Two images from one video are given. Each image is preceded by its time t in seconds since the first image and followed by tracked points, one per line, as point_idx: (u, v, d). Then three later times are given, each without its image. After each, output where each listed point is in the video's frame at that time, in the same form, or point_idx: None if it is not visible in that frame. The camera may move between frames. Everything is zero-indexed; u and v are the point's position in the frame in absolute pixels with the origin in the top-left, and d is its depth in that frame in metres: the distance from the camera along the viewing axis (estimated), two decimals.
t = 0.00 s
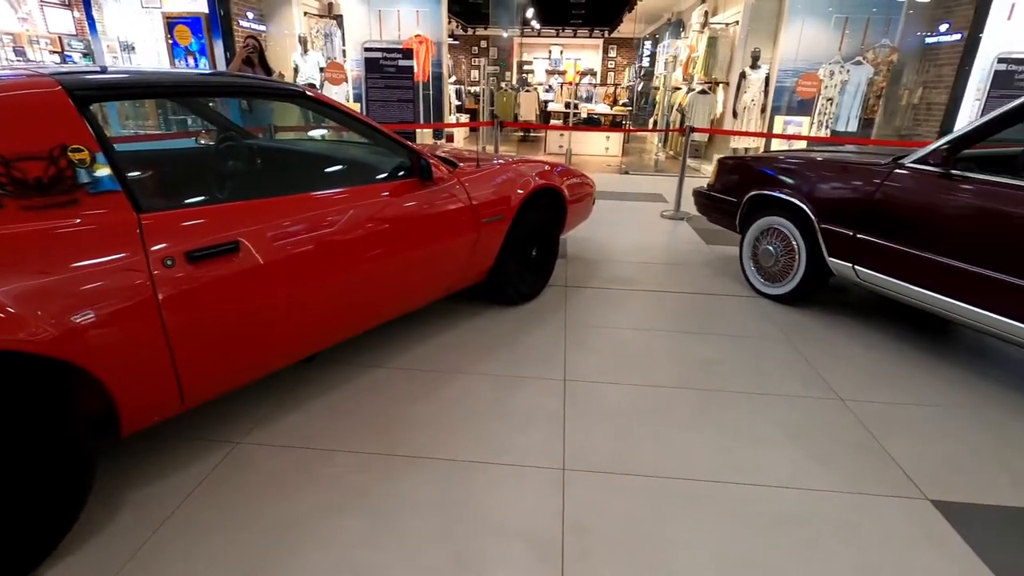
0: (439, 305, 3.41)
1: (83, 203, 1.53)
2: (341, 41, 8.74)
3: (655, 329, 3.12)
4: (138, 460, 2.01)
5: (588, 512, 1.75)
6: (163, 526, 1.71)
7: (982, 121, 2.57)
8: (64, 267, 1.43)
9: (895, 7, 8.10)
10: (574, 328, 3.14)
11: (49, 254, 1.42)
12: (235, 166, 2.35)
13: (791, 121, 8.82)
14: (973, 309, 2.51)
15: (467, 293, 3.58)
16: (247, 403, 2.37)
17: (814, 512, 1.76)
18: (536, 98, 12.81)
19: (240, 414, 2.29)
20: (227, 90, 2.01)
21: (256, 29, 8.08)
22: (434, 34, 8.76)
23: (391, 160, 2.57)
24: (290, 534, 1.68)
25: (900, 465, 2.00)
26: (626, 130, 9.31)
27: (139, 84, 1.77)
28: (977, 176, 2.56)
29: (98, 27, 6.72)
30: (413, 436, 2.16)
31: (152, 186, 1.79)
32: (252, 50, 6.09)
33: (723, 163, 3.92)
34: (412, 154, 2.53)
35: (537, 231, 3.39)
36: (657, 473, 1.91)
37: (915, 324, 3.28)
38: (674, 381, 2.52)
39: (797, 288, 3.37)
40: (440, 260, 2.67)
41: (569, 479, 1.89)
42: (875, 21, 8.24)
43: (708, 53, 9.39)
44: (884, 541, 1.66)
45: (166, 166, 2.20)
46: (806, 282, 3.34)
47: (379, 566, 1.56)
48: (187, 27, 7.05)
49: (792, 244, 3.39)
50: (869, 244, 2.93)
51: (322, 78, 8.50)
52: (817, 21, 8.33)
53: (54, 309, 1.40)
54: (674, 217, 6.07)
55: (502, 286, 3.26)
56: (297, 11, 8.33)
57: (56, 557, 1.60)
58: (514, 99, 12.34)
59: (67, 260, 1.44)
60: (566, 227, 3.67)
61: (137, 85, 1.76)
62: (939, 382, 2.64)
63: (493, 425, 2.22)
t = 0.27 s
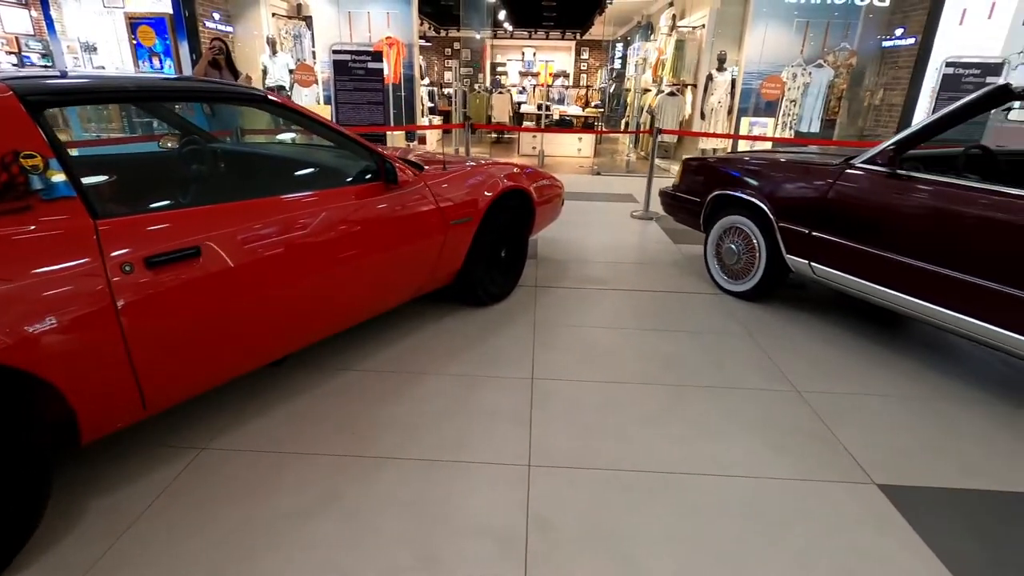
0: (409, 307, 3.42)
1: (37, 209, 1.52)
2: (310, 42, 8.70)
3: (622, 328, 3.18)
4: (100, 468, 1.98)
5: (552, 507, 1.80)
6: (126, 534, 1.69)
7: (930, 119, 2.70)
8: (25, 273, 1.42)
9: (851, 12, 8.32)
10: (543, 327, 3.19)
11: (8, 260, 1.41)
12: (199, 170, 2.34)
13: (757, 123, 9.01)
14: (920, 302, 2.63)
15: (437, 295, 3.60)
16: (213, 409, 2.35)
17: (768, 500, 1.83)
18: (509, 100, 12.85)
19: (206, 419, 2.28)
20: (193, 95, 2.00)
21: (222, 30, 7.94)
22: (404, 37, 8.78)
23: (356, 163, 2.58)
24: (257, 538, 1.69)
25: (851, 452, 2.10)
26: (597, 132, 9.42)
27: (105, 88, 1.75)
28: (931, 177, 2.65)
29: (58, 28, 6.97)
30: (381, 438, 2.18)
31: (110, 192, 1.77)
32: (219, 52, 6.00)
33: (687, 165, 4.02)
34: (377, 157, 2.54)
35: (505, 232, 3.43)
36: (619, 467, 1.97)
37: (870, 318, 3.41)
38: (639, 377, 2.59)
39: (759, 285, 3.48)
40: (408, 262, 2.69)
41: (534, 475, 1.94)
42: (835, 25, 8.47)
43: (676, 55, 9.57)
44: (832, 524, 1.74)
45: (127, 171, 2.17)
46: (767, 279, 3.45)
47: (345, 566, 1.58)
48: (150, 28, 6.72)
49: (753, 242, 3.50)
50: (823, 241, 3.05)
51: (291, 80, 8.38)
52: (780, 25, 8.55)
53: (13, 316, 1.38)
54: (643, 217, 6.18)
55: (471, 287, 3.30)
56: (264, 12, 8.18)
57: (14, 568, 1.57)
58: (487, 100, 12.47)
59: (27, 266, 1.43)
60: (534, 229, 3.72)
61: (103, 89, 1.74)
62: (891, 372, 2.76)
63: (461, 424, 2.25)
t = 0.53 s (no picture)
0: (372, 309, 3.43)
1: None
2: (271, 43, 8.43)
3: (582, 325, 3.26)
4: (50, 479, 1.94)
5: (509, 500, 1.85)
6: (78, 544, 1.67)
7: (871, 118, 2.84)
8: None
9: (803, 18, 8.71)
10: (505, 327, 3.24)
11: None
12: (151, 175, 2.30)
13: (716, 124, 9.25)
14: (859, 294, 2.77)
15: (399, 296, 3.62)
16: (169, 416, 2.33)
17: (715, 485, 1.93)
18: (474, 102, 12.86)
19: (162, 426, 2.25)
20: (144, 100, 1.97)
21: (178, 31, 7.76)
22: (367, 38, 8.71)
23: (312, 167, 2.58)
24: (214, 542, 1.69)
25: (794, 437, 2.21)
26: (561, 133, 9.54)
27: (52, 93, 1.71)
28: (879, 178, 2.74)
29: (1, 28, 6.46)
30: (342, 439, 2.19)
31: (57, 198, 1.74)
32: (179, 54, 5.90)
33: (645, 165, 4.12)
34: (333, 160, 2.55)
35: (466, 233, 3.47)
36: (575, 460, 2.03)
37: (817, 310, 3.58)
38: (597, 373, 2.66)
39: (712, 281, 3.60)
40: (368, 264, 2.70)
41: (493, 471, 1.99)
42: (788, 29, 8.81)
43: (637, 58, 9.76)
44: (774, 505, 1.84)
45: (75, 176, 2.12)
46: (720, 275, 3.58)
47: (304, 566, 1.60)
48: (101, 28, 6.67)
49: (707, 240, 3.63)
50: (770, 238, 3.18)
51: (252, 82, 8.23)
52: (735, 29, 8.81)
53: None
54: (606, 217, 6.30)
55: (433, 288, 3.33)
56: (221, 13, 8.02)
57: None
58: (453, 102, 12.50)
59: None
60: (495, 230, 3.77)
61: (50, 94, 1.71)
62: (834, 360, 2.91)
63: (422, 424, 2.29)
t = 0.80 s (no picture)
0: (333, 312, 3.41)
1: None
2: (227, 43, 8.39)
3: (544, 324, 3.31)
4: None
5: (468, 496, 1.88)
6: (24, 557, 1.63)
7: (813, 119, 2.96)
8: None
9: (756, 22, 9.01)
10: (467, 327, 3.26)
11: None
12: (98, 178, 2.23)
13: (676, 124, 9.48)
14: (805, 287, 2.90)
15: (361, 298, 3.60)
16: (120, 424, 2.27)
17: (668, 473, 2.00)
18: (439, 103, 12.82)
19: (114, 434, 2.20)
20: (89, 101, 1.91)
21: (129, 30, 7.61)
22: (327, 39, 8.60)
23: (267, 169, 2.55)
24: (168, 549, 1.67)
25: (744, 425, 2.30)
26: (525, 134, 9.63)
27: None
28: (833, 177, 2.80)
29: None
30: (301, 442, 2.18)
31: None
32: (134, 53, 5.76)
33: (605, 165, 4.19)
34: (288, 162, 2.52)
35: (427, 234, 3.48)
36: (535, 456, 2.08)
37: (768, 304, 3.72)
38: (558, 371, 2.72)
39: (670, 277, 3.70)
40: (327, 266, 2.68)
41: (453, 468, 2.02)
42: (742, 32, 9.10)
43: (599, 59, 9.92)
44: (723, 490, 1.92)
45: (15, 181, 2.04)
46: (677, 272, 3.68)
47: (262, 568, 1.60)
48: (46, 26, 6.58)
49: (664, 238, 3.72)
50: (722, 234, 3.29)
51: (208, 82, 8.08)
52: (692, 31, 9.03)
53: None
54: (570, 216, 6.38)
55: (395, 289, 3.33)
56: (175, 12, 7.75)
57: None
58: (417, 104, 12.62)
59: None
60: (457, 231, 3.78)
61: None
62: (784, 351, 3.02)
63: (383, 424, 2.30)
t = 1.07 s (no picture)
0: (300, 315, 3.37)
1: None
2: (188, 41, 8.17)
3: (514, 324, 3.33)
4: None
5: (439, 496, 1.89)
6: None
7: (772, 118, 3.04)
8: None
9: (720, 23, 9.21)
10: (438, 327, 3.26)
11: None
12: (49, 181, 2.14)
13: (644, 123, 9.57)
14: (766, 281, 2.98)
15: (329, 301, 3.56)
16: (77, 435, 2.20)
17: (635, 467, 2.04)
18: (409, 103, 12.72)
19: (71, 445, 2.13)
20: (41, 102, 1.83)
21: (84, 28, 7.22)
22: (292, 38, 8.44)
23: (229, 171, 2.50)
24: (129, 560, 1.63)
25: (709, 417, 2.36)
26: (495, 134, 9.63)
27: None
28: (795, 175, 2.87)
29: None
30: (268, 447, 2.15)
31: None
32: (91, 52, 5.54)
33: (573, 165, 4.23)
34: (250, 164, 2.48)
35: (395, 235, 3.46)
36: (505, 454, 2.10)
37: (732, 299, 3.81)
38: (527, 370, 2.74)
39: (638, 274, 3.76)
40: (293, 269, 2.65)
41: (423, 469, 2.02)
42: (706, 34, 9.28)
43: (567, 59, 9.99)
44: (688, 481, 1.96)
45: None
46: (644, 269, 3.74)
47: None
48: None
49: (631, 236, 3.78)
50: (687, 231, 3.36)
51: (168, 81, 7.87)
52: (658, 32, 9.15)
53: None
54: (540, 215, 6.42)
55: (363, 291, 3.30)
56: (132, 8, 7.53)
57: None
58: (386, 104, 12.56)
59: None
60: (426, 232, 3.77)
61: None
62: (748, 344, 3.10)
63: (352, 427, 2.28)
